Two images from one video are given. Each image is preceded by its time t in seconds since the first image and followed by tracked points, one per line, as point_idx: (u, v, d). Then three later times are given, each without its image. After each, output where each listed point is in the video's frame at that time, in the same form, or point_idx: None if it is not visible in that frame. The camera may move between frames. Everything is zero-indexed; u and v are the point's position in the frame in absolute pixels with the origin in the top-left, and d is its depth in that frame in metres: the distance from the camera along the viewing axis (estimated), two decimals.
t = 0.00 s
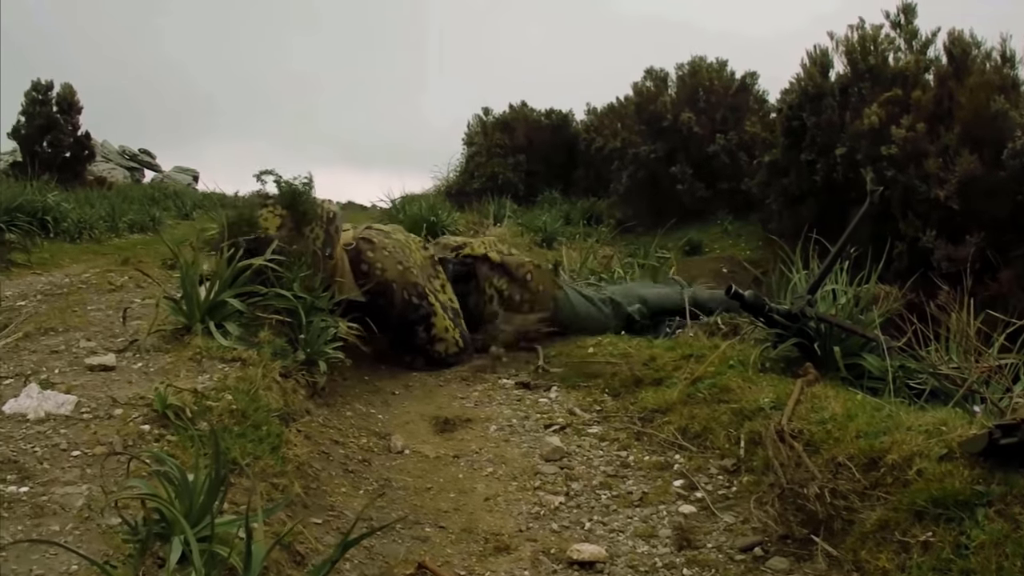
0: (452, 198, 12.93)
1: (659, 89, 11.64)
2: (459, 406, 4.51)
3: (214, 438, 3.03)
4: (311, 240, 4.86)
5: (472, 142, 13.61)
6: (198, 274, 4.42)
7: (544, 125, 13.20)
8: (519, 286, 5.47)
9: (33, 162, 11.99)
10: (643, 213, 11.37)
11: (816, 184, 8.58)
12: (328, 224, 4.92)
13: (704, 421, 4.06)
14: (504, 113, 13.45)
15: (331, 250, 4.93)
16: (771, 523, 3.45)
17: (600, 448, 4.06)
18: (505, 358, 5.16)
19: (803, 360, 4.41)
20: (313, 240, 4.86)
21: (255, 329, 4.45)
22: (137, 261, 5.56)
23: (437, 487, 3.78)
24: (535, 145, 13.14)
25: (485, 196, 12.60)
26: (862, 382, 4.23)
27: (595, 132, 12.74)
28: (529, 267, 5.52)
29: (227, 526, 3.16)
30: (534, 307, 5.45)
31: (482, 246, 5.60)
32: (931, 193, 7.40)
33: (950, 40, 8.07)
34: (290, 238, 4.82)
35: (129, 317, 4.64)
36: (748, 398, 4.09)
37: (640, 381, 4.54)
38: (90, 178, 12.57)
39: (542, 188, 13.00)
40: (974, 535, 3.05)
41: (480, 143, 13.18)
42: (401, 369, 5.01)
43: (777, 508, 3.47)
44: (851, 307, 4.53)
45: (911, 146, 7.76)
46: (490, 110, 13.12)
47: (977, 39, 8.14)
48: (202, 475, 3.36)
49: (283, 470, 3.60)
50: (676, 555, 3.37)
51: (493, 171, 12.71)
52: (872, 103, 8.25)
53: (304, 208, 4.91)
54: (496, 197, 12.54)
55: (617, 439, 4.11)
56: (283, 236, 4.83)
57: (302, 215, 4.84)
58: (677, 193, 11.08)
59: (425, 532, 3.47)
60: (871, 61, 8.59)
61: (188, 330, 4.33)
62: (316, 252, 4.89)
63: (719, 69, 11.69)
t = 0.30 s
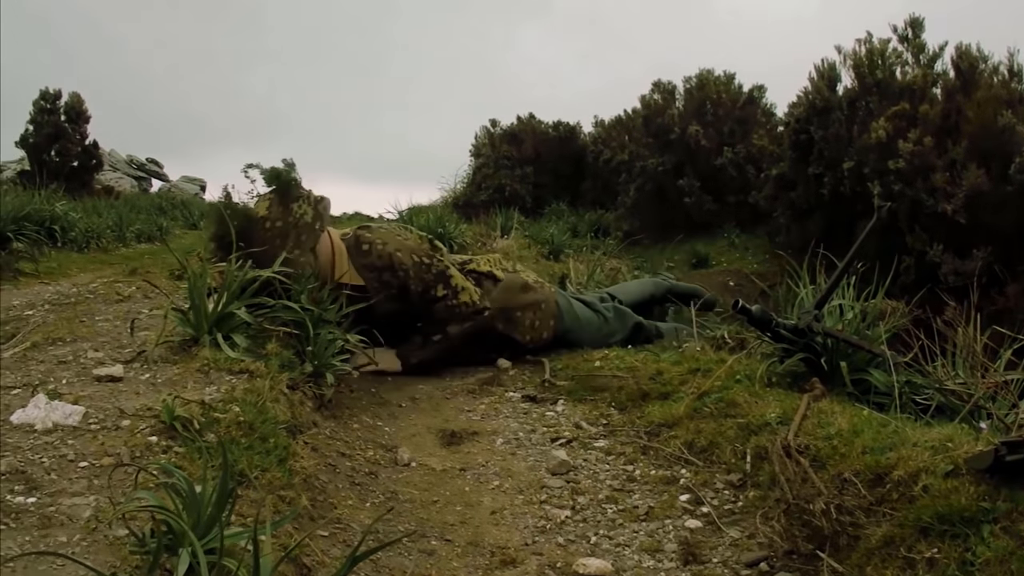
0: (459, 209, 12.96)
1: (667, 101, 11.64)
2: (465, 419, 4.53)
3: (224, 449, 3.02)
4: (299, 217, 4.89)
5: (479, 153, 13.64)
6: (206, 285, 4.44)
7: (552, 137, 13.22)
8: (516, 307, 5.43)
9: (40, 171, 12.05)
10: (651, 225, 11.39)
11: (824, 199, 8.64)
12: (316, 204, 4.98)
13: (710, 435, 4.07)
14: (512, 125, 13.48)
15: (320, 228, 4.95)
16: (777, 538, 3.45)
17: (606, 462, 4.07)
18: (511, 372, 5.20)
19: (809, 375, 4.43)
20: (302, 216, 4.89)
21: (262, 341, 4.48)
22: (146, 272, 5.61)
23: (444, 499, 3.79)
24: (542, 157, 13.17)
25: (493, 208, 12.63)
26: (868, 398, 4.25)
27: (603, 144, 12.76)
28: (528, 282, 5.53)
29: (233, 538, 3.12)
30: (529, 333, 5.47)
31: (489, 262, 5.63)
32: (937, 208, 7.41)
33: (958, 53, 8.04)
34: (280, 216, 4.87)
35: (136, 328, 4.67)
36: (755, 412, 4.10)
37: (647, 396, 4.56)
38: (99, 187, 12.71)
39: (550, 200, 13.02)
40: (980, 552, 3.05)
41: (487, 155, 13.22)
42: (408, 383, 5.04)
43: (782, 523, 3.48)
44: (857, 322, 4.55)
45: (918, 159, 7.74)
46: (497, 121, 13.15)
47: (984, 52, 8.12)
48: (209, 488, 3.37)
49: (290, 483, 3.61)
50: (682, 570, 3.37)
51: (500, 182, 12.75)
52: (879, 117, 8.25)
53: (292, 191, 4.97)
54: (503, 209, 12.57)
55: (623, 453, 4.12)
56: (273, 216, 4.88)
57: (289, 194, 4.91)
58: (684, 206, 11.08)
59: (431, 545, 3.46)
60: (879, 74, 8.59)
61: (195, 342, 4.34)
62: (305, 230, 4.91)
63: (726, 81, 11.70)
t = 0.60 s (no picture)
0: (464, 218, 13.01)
1: (672, 109, 11.72)
2: (471, 427, 4.53)
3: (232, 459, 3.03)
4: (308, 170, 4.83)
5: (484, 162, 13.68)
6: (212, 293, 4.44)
7: (557, 145, 13.25)
8: (509, 300, 5.54)
9: (46, 176, 12.74)
10: (656, 233, 11.38)
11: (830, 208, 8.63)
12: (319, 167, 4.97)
13: (717, 444, 4.07)
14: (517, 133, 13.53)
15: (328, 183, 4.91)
16: (785, 547, 3.44)
17: (613, 470, 4.08)
18: (517, 380, 5.21)
19: (815, 384, 4.43)
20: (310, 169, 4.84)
21: (268, 349, 4.49)
22: (152, 280, 5.64)
23: (451, 508, 3.79)
24: (547, 165, 13.20)
25: (498, 217, 12.67)
26: (874, 407, 4.26)
27: (608, 153, 12.78)
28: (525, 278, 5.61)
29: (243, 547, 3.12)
30: (526, 331, 5.56)
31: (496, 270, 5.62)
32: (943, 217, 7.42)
33: (963, 63, 8.05)
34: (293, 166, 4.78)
35: (143, 336, 4.68)
36: (761, 421, 4.10)
37: (653, 404, 4.58)
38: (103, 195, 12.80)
39: (555, 209, 13.03)
40: (988, 561, 3.04)
41: (492, 163, 13.27)
42: (413, 392, 5.06)
43: (789, 532, 3.47)
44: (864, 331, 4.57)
45: (924, 168, 7.74)
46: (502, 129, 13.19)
47: (990, 61, 8.13)
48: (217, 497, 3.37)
49: (298, 491, 3.61)
50: None
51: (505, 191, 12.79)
52: (885, 126, 8.25)
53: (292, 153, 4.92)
54: (508, 218, 12.61)
55: (629, 462, 4.13)
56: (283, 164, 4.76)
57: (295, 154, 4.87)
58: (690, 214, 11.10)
59: (438, 553, 3.45)
60: (884, 83, 8.60)
61: (202, 350, 4.36)
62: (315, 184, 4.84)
63: (732, 90, 11.72)
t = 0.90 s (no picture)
0: (473, 229, 13.11)
1: (679, 118, 11.76)
2: (483, 440, 4.55)
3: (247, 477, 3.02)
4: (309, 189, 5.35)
5: (492, 173, 13.74)
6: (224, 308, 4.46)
7: (564, 155, 13.29)
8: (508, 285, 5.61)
9: (56, 192, 13.35)
10: (664, 242, 11.35)
11: (839, 215, 8.63)
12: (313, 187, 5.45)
13: (729, 455, 4.08)
14: (524, 144, 13.60)
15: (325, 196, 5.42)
16: (798, 558, 3.44)
17: (625, 483, 4.09)
18: (527, 391, 5.23)
19: (827, 395, 4.43)
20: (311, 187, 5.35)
21: (280, 363, 4.51)
22: (163, 296, 5.68)
23: (463, 522, 3.80)
24: (554, 176, 13.22)
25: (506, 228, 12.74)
26: (886, 417, 4.26)
27: (615, 162, 12.79)
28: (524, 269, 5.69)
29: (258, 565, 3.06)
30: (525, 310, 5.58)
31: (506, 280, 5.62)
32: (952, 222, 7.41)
33: (970, 69, 8.05)
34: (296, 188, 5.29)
35: (154, 351, 4.71)
36: (773, 433, 4.11)
37: (665, 416, 4.59)
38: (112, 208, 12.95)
39: (562, 219, 13.05)
40: (1000, 571, 3.00)
41: (499, 174, 13.35)
42: (424, 404, 5.07)
43: (802, 544, 3.47)
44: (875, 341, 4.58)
45: (932, 174, 7.74)
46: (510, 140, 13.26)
47: (997, 67, 8.13)
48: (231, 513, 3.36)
49: (311, 506, 3.61)
50: None
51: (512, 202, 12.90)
52: (893, 133, 8.25)
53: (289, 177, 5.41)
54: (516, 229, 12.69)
55: (641, 474, 4.14)
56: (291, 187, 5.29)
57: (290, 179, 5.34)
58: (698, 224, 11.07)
59: (451, 567, 3.44)
60: (892, 90, 8.61)
61: (214, 365, 4.38)
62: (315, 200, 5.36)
63: (739, 99, 11.74)
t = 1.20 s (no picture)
0: (481, 239, 13.16)
1: (685, 126, 11.76)
2: (493, 452, 4.56)
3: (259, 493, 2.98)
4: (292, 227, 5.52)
5: (499, 183, 13.78)
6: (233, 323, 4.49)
7: (570, 164, 13.31)
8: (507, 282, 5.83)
9: (63, 208, 13.42)
10: (671, 250, 11.36)
11: (845, 219, 8.64)
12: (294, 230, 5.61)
13: (739, 465, 4.08)
14: (531, 154, 13.64)
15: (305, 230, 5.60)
16: (810, 566, 3.43)
17: (636, 493, 4.10)
18: (536, 403, 5.24)
19: (836, 402, 4.43)
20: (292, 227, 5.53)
21: (289, 378, 4.53)
22: (172, 312, 5.71)
23: (475, 535, 3.81)
24: (561, 185, 13.24)
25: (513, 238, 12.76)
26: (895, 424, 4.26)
27: (622, 170, 12.80)
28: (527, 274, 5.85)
29: None
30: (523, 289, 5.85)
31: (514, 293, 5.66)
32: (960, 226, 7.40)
33: (975, 72, 8.04)
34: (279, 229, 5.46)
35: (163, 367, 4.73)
36: (783, 441, 4.11)
37: (674, 426, 4.60)
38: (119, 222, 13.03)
39: (569, 228, 13.06)
40: None
41: (506, 184, 13.41)
42: (434, 417, 5.09)
43: (813, 553, 3.47)
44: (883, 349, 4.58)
45: (938, 179, 7.73)
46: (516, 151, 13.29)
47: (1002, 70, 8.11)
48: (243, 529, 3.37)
49: (322, 522, 3.61)
50: None
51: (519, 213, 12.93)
52: (899, 137, 8.25)
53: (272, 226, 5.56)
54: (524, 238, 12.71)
55: (652, 485, 4.14)
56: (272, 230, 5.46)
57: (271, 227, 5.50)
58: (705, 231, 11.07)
59: None
60: (897, 95, 8.60)
61: (223, 381, 4.40)
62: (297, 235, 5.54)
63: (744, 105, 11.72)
